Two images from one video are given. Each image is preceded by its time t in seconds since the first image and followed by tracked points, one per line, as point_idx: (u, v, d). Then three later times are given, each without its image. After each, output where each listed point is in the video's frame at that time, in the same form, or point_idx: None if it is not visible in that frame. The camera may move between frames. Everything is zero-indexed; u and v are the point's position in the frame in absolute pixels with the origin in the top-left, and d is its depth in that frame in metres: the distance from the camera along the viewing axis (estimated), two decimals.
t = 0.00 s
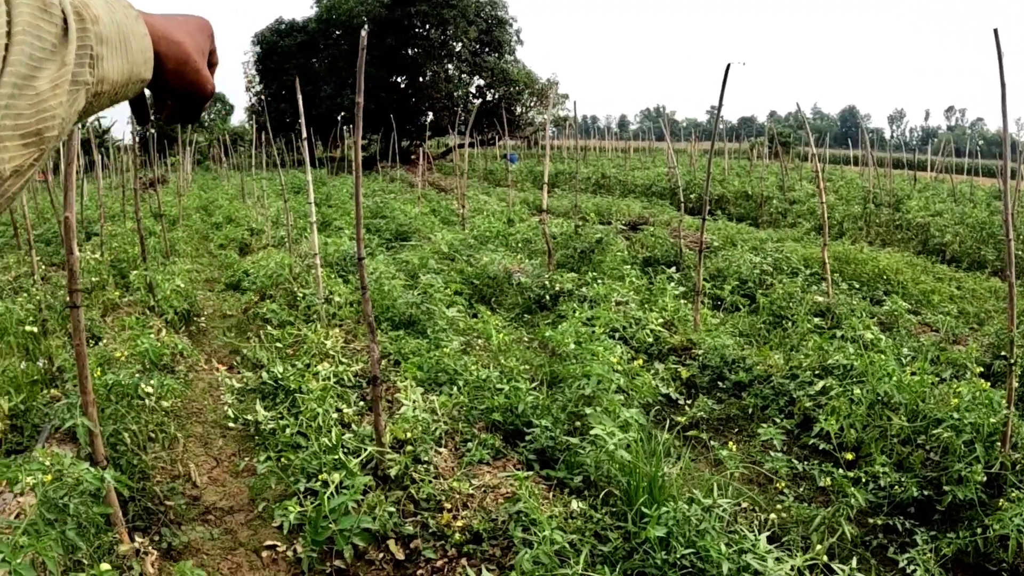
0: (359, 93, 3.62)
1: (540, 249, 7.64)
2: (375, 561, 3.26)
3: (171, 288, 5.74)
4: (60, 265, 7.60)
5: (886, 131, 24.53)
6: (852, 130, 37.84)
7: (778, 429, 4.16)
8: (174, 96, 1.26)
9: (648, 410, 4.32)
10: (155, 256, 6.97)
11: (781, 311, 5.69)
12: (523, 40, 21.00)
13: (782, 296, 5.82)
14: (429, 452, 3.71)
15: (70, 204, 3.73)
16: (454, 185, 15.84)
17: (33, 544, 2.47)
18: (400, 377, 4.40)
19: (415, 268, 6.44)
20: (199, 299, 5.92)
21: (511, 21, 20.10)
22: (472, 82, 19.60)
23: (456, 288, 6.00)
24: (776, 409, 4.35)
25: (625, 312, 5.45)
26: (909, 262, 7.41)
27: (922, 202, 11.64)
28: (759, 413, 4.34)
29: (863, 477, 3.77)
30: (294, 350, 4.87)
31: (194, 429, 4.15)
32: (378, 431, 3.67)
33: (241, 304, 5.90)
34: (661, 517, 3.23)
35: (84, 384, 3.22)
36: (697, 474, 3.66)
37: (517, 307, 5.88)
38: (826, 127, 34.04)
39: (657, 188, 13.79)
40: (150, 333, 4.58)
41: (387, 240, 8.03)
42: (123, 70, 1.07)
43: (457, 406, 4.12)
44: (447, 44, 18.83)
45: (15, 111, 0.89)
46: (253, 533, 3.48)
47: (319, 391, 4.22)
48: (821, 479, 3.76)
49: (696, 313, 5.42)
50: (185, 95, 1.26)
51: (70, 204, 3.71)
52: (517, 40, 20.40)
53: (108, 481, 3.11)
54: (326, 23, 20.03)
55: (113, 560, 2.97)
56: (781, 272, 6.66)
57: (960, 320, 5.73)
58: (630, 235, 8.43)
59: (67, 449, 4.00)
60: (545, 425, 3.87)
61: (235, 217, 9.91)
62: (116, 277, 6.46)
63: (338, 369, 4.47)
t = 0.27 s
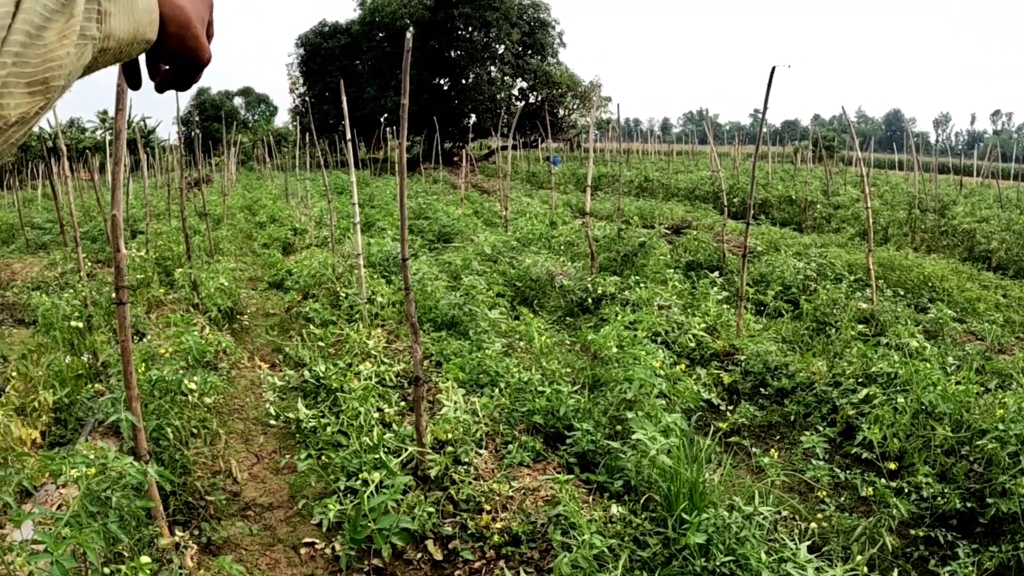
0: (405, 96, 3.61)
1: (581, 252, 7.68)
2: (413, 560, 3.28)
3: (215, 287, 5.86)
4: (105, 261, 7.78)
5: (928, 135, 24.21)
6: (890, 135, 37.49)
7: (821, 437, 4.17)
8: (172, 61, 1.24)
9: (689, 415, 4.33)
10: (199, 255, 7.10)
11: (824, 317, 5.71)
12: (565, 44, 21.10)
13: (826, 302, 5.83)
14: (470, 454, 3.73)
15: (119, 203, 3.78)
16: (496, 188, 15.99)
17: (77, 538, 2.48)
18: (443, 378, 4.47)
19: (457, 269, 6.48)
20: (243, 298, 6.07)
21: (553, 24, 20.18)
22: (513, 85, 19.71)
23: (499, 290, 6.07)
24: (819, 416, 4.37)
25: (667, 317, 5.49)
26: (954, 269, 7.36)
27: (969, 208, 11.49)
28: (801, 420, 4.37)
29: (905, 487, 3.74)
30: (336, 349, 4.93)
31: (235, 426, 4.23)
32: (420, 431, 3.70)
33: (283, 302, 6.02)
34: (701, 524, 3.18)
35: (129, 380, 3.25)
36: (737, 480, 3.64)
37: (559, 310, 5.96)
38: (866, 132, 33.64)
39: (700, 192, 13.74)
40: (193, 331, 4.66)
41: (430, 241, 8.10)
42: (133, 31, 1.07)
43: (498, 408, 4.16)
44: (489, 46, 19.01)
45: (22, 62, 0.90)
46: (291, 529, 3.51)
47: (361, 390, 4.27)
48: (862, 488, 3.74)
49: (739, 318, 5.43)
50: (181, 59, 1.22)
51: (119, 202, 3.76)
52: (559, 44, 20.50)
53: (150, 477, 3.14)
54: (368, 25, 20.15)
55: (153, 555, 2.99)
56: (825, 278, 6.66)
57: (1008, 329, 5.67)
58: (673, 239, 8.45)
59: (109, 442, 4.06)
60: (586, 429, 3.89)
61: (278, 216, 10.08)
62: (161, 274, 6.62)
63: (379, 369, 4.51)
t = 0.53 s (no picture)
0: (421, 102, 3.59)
1: (596, 258, 7.69)
2: (425, 565, 3.28)
3: (230, 290, 5.89)
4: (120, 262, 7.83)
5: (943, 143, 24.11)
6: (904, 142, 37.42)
7: (835, 447, 4.17)
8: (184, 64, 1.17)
9: (703, 423, 4.33)
10: (214, 259, 7.14)
11: (839, 326, 5.69)
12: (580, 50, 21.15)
13: (841, 311, 5.81)
14: (483, 460, 3.74)
15: (134, 205, 3.80)
16: (512, 195, 16.06)
17: (89, 539, 2.48)
18: (456, 384, 4.49)
19: (472, 275, 6.49)
20: (257, 301, 6.09)
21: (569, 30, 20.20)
22: (529, 90, 19.93)
23: (513, 296, 6.08)
24: (833, 426, 4.36)
25: (681, 326, 5.48)
26: (970, 278, 7.33)
27: (985, 218, 11.44)
28: (815, 429, 4.37)
29: (920, 498, 3.72)
30: (350, 354, 4.94)
31: (249, 429, 4.26)
32: (434, 436, 3.71)
33: (298, 306, 6.05)
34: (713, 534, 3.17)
35: (143, 382, 3.24)
36: (751, 490, 3.63)
37: (574, 317, 5.96)
38: (880, 139, 33.57)
39: (715, 200, 13.71)
40: (208, 333, 4.68)
41: (445, 246, 8.11)
42: (148, 28, 0.99)
43: (512, 414, 4.17)
44: (506, 52, 18.99)
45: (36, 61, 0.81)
46: (303, 533, 3.51)
47: (375, 395, 4.29)
48: (877, 499, 3.73)
49: (753, 326, 5.42)
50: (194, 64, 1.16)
51: (135, 205, 3.78)
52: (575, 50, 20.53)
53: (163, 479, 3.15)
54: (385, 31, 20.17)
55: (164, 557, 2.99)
56: (841, 287, 6.64)
57: None
58: (688, 246, 8.44)
59: (122, 443, 4.07)
60: (599, 436, 3.89)
61: (293, 220, 10.12)
62: (177, 277, 6.66)
63: (393, 374, 4.54)
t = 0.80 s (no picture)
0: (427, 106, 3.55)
1: (603, 261, 7.69)
2: (432, 567, 3.28)
3: (237, 292, 5.90)
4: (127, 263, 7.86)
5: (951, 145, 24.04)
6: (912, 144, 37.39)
7: (843, 450, 4.16)
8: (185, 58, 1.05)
9: (711, 426, 4.32)
10: (222, 261, 7.15)
11: (847, 329, 5.68)
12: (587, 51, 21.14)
13: (849, 314, 5.80)
14: (490, 462, 3.74)
15: (141, 206, 3.82)
16: (518, 196, 16.07)
17: (98, 540, 2.49)
18: (464, 386, 4.50)
19: (480, 277, 6.49)
20: (264, 303, 6.10)
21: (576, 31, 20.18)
22: (537, 92, 19.89)
23: (521, 298, 6.09)
24: (841, 429, 4.35)
25: (690, 328, 5.48)
26: (978, 280, 7.32)
27: (993, 220, 11.41)
28: (823, 432, 4.36)
29: (928, 502, 3.71)
30: (357, 356, 4.95)
31: (256, 431, 4.26)
32: (441, 439, 3.72)
33: (306, 308, 6.07)
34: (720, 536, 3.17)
35: (150, 383, 3.25)
36: (759, 492, 3.63)
37: (581, 319, 5.96)
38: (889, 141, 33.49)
39: (722, 202, 13.71)
40: (216, 335, 4.70)
41: (452, 249, 8.12)
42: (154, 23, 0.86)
43: (519, 416, 4.18)
44: (513, 54, 19.05)
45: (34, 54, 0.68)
46: (310, 535, 3.51)
47: (382, 396, 4.30)
48: (884, 502, 3.73)
49: (761, 329, 5.42)
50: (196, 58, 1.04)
51: (142, 206, 3.80)
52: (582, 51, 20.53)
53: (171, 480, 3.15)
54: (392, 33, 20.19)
55: (171, 558, 3.00)
56: (848, 289, 6.63)
57: None
58: (696, 249, 8.44)
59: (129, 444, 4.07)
60: (607, 438, 3.89)
61: (300, 222, 10.14)
62: (185, 279, 6.68)
63: (401, 376, 4.54)
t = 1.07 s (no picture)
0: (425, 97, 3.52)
1: (602, 253, 7.68)
2: (435, 562, 3.28)
3: (236, 290, 5.90)
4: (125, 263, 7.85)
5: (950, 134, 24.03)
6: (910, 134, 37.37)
7: (845, 439, 4.16)
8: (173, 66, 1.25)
9: (712, 417, 4.32)
10: (220, 259, 7.14)
11: (847, 318, 5.68)
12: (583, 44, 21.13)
13: (850, 303, 5.79)
14: (492, 456, 3.74)
15: (140, 207, 3.81)
16: (517, 191, 16.05)
17: (101, 540, 2.48)
18: (464, 380, 4.51)
19: (479, 272, 6.48)
20: (263, 300, 6.10)
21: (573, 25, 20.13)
22: (533, 85, 19.86)
23: (520, 292, 6.09)
24: (842, 418, 4.36)
25: (690, 319, 5.47)
26: (978, 268, 7.31)
27: (993, 207, 11.41)
28: (824, 421, 4.37)
29: (931, 490, 3.71)
30: (358, 352, 4.95)
31: (258, 428, 4.26)
32: (442, 433, 3.72)
33: (306, 305, 6.07)
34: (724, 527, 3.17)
35: (151, 382, 3.24)
36: (761, 482, 3.63)
37: (580, 312, 5.96)
38: (887, 131, 33.46)
39: (721, 193, 13.70)
40: (216, 333, 4.69)
41: (451, 243, 8.12)
42: (135, 34, 1.05)
43: (520, 409, 4.18)
44: (509, 48, 18.96)
45: (20, 69, 0.88)
46: (313, 532, 3.51)
47: (383, 392, 4.30)
48: (887, 490, 3.73)
49: (761, 319, 5.42)
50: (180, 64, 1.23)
51: (140, 207, 3.79)
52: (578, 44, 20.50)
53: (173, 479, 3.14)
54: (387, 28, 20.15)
55: (174, 557, 2.99)
56: (848, 278, 6.63)
57: None
58: (695, 240, 8.43)
59: (130, 444, 4.07)
60: (608, 430, 3.89)
61: (298, 220, 10.12)
62: (184, 278, 6.67)
63: (401, 372, 4.54)
